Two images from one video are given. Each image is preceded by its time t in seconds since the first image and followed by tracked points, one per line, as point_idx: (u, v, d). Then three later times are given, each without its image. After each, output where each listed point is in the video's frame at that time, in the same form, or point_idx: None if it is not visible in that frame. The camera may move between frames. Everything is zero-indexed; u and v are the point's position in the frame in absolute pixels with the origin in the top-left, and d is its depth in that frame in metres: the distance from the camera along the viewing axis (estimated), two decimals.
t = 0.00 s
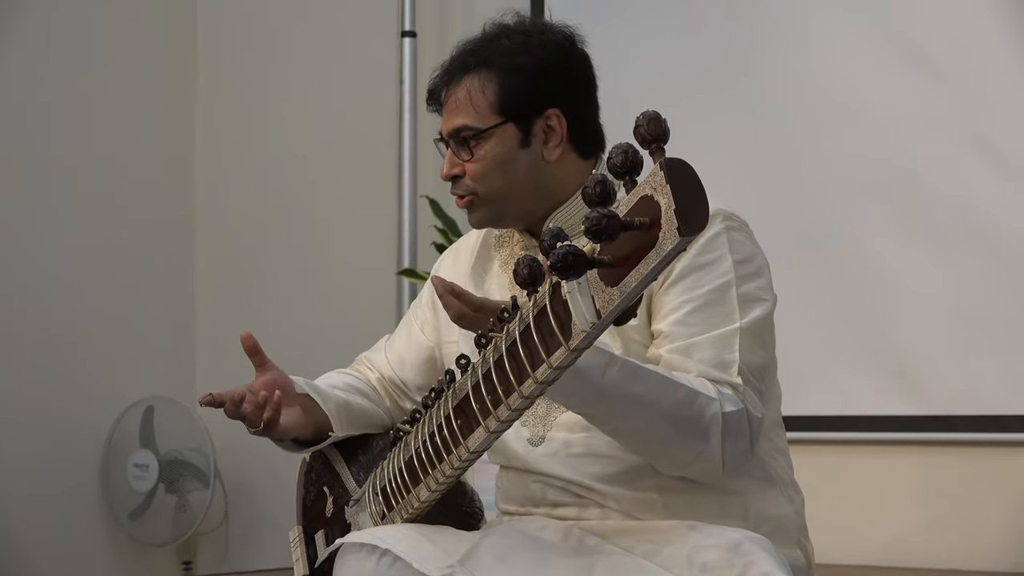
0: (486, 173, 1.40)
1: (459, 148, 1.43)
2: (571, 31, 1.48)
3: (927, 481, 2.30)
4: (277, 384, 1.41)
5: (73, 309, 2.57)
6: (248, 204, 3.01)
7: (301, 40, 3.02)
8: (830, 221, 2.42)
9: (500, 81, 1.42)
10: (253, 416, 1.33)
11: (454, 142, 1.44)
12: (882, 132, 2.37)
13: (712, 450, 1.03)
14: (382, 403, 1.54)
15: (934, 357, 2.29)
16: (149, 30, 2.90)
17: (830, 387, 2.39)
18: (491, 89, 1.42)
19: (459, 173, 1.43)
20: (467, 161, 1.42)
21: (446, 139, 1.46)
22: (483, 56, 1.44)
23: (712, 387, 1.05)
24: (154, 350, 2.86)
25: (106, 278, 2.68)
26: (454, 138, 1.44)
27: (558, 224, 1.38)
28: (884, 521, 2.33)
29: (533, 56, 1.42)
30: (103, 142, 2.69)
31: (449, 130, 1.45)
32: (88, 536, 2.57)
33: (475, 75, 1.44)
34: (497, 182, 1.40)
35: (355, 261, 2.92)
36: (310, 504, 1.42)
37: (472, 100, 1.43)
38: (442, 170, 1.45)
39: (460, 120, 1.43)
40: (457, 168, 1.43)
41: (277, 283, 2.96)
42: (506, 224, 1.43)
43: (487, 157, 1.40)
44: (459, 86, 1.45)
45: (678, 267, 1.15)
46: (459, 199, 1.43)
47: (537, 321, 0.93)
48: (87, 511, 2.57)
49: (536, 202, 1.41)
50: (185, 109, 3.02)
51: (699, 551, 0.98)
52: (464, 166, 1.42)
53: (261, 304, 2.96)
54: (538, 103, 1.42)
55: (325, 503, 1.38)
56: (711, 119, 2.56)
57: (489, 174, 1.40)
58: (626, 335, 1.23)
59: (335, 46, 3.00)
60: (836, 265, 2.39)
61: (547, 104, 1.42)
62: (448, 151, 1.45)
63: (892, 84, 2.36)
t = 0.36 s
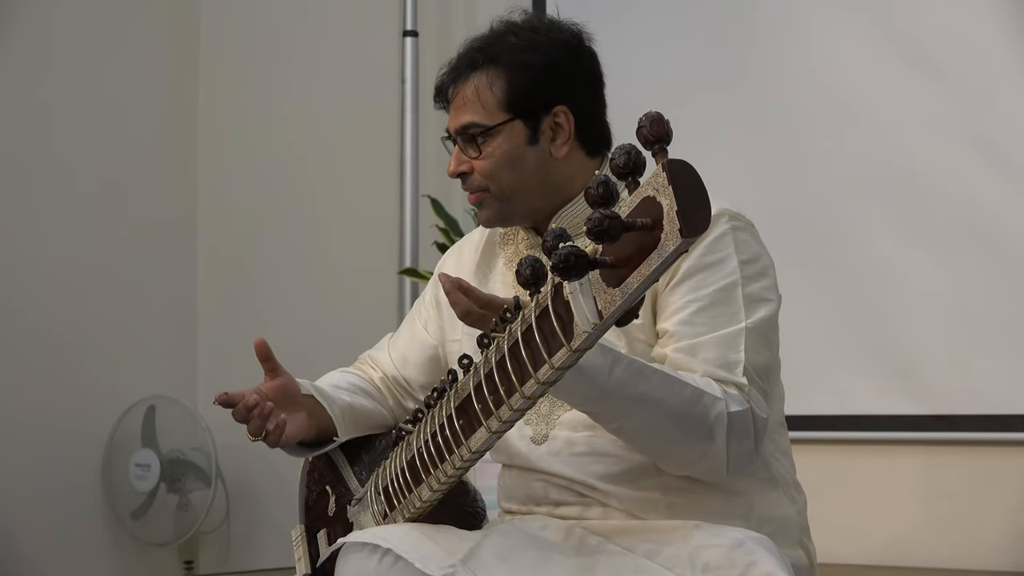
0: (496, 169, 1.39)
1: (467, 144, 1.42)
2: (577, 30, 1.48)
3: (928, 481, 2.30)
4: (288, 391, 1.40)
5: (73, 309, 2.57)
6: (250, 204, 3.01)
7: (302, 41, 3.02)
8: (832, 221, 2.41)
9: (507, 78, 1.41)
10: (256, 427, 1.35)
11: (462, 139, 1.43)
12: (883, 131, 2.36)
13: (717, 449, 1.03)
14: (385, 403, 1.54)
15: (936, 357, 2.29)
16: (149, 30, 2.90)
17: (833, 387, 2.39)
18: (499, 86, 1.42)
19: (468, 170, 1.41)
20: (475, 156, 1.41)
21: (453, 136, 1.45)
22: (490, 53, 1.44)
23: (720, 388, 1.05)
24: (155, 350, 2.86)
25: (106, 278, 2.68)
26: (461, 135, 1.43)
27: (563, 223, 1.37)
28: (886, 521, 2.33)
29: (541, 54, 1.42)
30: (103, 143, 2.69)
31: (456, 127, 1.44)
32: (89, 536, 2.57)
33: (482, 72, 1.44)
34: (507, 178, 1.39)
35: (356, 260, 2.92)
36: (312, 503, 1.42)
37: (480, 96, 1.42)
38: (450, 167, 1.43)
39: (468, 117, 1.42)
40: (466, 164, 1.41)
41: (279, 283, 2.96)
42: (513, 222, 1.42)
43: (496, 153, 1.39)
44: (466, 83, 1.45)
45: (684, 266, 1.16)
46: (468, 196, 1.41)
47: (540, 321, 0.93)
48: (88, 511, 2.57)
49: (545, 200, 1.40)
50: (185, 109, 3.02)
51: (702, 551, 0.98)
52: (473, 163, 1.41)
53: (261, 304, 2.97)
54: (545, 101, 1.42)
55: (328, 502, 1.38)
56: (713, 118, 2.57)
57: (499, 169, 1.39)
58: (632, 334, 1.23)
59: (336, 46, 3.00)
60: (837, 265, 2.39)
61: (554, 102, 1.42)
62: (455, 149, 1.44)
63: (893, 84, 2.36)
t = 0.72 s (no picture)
0: (509, 160, 1.38)
1: (480, 135, 1.42)
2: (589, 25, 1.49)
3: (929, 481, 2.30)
4: (327, 427, 1.39)
5: (73, 309, 2.57)
6: (250, 204, 3.01)
7: (302, 41, 3.02)
8: (832, 221, 2.41)
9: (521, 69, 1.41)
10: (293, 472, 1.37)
11: (474, 130, 1.43)
12: (885, 131, 2.36)
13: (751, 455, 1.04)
14: (386, 403, 1.54)
15: (936, 356, 2.29)
16: (149, 30, 2.89)
17: (832, 386, 2.40)
18: (513, 77, 1.41)
19: (480, 161, 1.40)
20: (488, 147, 1.40)
21: (464, 127, 1.45)
22: (505, 46, 1.44)
23: (740, 393, 1.05)
24: (155, 350, 2.86)
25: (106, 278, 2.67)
26: (474, 126, 1.42)
27: (566, 221, 1.37)
28: (886, 520, 2.33)
29: (555, 46, 1.43)
30: (103, 143, 2.69)
31: (468, 118, 1.43)
32: (89, 536, 2.57)
33: (497, 64, 1.43)
34: (519, 169, 1.38)
35: (356, 260, 2.92)
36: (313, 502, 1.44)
37: (495, 87, 1.42)
38: (461, 158, 1.43)
39: (482, 107, 1.42)
40: (479, 155, 1.41)
41: (278, 283, 2.96)
42: (522, 215, 1.41)
43: (510, 144, 1.39)
44: (479, 74, 1.45)
45: (697, 271, 1.15)
46: (480, 187, 1.40)
47: (540, 320, 0.93)
48: (88, 511, 2.57)
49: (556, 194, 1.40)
50: (185, 109, 3.02)
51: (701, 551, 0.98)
52: (485, 154, 1.40)
53: (261, 304, 2.97)
54: (558, 94, 1.41)
55: (328, 502, 1.39)
56: (714, 118, 2.57)
57: (512, 161, 1.38)
58: (639, 331, 1.21)
59: (336, 46, 3.00)
60: (838, 265, 2.39)
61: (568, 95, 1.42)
62: (467, 140, 1.44)
63: (893, 84, 2.36)
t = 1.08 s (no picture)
0: (563, 143, 1.37)
1: (536, 110, 1.39)
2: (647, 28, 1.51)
3: (929, 481, 2.30)
4: (327, 447, 1.39)
5: (73, 309, 2.57)
6: (250, 204, 3.01)
7: (302, 41, 3.02)
8: (832, 222, 2.41)
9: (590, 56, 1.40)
10: (295, 495, 1.36)
11: (534, 103, 1.40)
12: (885, 131, 2.36)
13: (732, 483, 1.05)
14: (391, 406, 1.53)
15: (936, 356, 2.29)
16: (148, 29, 2.89)
17: (833, 386, 2.40)
18: (585, 61, 1.41)
19: (535, 135, 1.38)
20: (546, 124, 1.38)
21: (518, 97, 1.41)
22: (573, 33, 1.43)
23: (710, 420, 1.04)
24: (155, 350, 2.86)
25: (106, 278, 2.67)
26: (534, 99, 1.40)
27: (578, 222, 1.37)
28: (886, 520, 2.33)
29: (624, 40, 1.44)
30: (103, 142, 2.69)
31: (527, 92, 1.40)
32: (89, 535, 2.57)
33: (566, 46, 1.42)
34: (574, 151, 1.37)
35: (356, 260, 2.92)
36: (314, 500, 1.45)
37: (566, 67, 1.40)
38: (512, 127, 1.39)
39: (548, 83, 1.39)
40: (533, 129, 1.38)
41: (278, 283, 2.96)
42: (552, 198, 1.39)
43: (571, 126, 1.38)
44: (549, 50, 1.42)
45: (702, 274, 1.15)
46: (529, 160, 1.38)
47: (541, 325, 0.93)
48: (88, 512, 2.57)
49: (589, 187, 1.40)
50: (185, 109, 3.02)
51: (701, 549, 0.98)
52: (543, 130, 1.38)
53: (261, 304, 2.97)
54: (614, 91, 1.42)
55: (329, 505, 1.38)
56: (715, 118, 2.56)
57: (565, 144, 1.37)
58: (648, 333, 1.21)
59: (336, 46, 3.00)
60: (839, 266, 2.39)
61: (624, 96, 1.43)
62: (521, 110, 1.40)
63: (893, 84, 2.36)
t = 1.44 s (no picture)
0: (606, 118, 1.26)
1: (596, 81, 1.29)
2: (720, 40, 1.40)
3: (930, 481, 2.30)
4: (338, 398, 1.41)
5: (73, 310, 2.57)
6: (250, 204, 3.02)
7: (302, 41, 3.03)
8: (834, 223, 2.41)
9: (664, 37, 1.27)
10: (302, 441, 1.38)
11: (599, 79, 1.29)
12: (885, 131, 2.36)
13: (714, 475, 1.05)
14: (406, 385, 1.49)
15: (936, 357, 2.29)
16: (148, 29, 2.89)
17: (833, 387, 2.39)
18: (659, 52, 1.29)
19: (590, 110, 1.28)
20: (604, 101, 1.27)
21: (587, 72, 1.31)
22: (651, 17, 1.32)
23: (714, 406, 1.06)
24: (156, 349, 2.86)
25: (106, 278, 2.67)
26: (601, 76, 1.29)
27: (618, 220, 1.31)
28: (886, 521, 2.33)
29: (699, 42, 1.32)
30: (103, 142, 2.69)
31: (596, 65, 1.32)
32: (90, 535, 2.57)
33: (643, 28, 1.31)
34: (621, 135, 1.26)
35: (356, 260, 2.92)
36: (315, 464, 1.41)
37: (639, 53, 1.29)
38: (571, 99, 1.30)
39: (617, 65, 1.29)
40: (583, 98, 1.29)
41: (279, 284, 2.97)
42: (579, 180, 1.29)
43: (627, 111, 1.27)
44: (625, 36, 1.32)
45: (721, 275, 1.16)
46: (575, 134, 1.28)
47: (544, 238, 0.93)
48: (88, 512, 2.57)
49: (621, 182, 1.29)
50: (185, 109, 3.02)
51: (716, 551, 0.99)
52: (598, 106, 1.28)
53: (262, 304, 2.97)
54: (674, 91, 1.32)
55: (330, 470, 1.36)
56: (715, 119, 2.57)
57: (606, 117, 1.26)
58: (666, 331, 1.21)
59: (336, 46, 3.00)
60: (840, 267, 2.39)
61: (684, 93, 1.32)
62: (586, 84, 1.30)
63: (893, 84, 2.37)
